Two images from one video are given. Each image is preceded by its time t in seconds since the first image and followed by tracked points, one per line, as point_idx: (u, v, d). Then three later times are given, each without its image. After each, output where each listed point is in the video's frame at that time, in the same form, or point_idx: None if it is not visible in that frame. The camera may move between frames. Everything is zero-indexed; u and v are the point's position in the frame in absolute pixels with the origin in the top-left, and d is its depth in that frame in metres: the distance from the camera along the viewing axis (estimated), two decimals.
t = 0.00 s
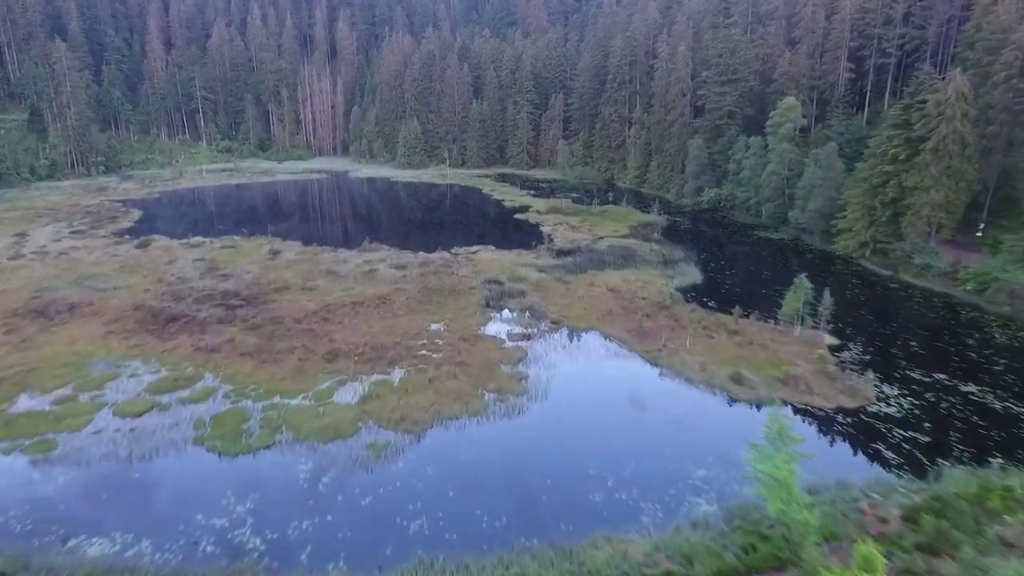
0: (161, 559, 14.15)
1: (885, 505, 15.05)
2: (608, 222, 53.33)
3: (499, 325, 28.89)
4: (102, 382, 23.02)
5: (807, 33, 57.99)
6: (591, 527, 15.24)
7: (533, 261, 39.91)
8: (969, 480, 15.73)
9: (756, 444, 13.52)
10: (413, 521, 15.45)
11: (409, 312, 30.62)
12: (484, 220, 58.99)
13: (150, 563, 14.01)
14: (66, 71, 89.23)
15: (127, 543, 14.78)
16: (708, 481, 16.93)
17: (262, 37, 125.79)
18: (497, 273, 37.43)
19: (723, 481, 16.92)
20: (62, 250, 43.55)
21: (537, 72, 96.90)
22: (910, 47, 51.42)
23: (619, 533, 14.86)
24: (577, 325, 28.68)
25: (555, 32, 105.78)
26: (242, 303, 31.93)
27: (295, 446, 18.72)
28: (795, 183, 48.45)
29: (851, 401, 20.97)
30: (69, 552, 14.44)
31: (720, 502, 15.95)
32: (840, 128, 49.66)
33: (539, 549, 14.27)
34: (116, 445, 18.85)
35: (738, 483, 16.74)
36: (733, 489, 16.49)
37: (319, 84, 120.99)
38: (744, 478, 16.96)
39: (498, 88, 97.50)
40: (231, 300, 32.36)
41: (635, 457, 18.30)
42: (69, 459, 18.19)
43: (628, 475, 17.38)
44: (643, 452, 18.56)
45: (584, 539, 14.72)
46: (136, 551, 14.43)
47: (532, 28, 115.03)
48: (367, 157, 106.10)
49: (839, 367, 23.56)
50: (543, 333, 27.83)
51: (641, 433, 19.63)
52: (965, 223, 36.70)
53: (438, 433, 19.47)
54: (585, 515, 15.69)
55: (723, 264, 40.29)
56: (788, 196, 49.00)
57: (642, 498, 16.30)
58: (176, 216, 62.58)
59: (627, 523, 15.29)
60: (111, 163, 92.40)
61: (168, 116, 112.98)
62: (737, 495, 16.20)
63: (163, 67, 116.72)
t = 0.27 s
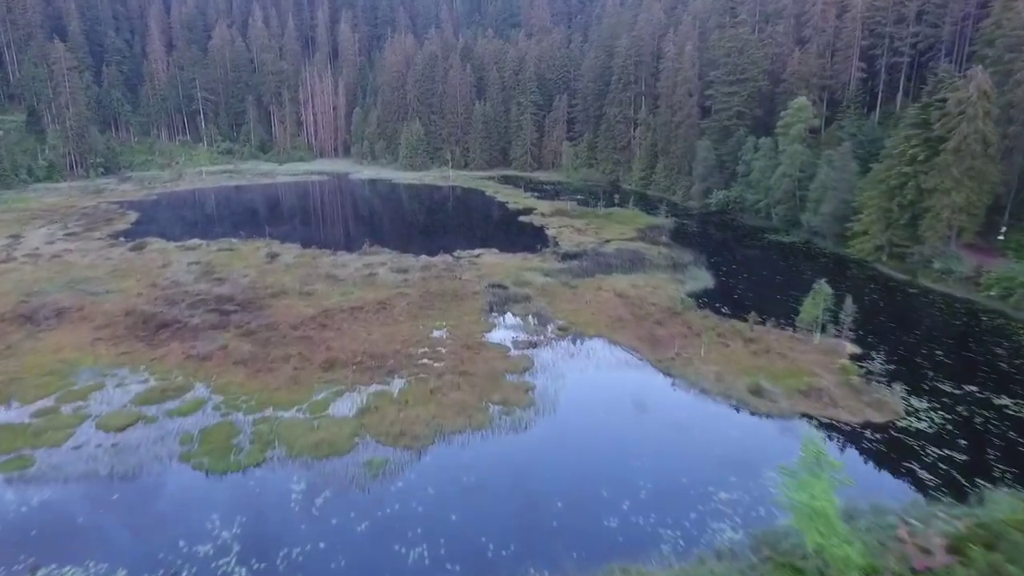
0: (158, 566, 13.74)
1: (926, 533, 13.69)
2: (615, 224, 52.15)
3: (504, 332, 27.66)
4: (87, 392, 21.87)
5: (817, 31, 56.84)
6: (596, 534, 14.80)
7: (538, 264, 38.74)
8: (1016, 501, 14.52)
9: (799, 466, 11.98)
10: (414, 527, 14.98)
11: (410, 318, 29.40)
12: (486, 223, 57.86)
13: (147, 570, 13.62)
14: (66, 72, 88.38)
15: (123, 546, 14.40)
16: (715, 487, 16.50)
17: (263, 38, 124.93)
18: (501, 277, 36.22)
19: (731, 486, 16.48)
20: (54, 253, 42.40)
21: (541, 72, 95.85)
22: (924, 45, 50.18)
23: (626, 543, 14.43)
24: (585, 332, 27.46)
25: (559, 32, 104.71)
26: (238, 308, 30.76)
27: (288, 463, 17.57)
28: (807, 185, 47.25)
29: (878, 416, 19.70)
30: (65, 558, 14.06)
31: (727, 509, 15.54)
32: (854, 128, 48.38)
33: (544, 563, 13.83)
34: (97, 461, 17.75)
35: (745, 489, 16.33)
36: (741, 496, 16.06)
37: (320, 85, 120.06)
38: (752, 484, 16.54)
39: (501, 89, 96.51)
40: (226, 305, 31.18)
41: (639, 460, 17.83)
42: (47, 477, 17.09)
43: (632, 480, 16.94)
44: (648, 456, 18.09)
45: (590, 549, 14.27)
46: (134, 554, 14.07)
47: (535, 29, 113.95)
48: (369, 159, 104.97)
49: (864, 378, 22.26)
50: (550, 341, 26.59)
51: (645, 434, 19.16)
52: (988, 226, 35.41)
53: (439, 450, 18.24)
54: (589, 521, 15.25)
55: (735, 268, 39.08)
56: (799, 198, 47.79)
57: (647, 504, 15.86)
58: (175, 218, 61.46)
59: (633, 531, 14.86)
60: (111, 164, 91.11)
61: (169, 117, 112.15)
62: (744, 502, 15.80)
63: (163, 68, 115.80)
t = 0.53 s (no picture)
0: (156, 568, 13.45)
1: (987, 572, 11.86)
2: (622, 227, 50.80)
3: (510, 341, 26.24)
4: (66, 406, 20.55)
5: (830, 30, 55.40)
6: (601, 539, 14.37)
7: (545, 269, 37.38)
8: None
9: (851, 499, 10.85)
10: (415, 533, 14.51)
11: (411, 325, 28.03)
12: (490, 226, 56.59)
13: (145, 571, 13.36)
14: (65, 73, 87.48)
15: (121, 547, 14.12)
16: (723, 491, 16.03)
17: (266, 40, 124.04)
18: (506, 282, 34.86)
19: (740, 491, 16.01)
20: (47, 257, 41.25)
21: (546, 73, 94.60)
22: (943, 43, 48.69)
23: (631, 550, 13.98)
24: (596, 340, 26.03)
25: (564, 33, 103.45)
26: (232, 315, 29.43)
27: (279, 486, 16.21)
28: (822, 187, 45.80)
29: (916, 435, 18.20)
30: (64, 559, 13.80)
31: (736, 515, 15.08)
32: (870, 128, 46.93)
33: (549, 569, 13.43)
34: (72, 483, 16.46)
35: (754, 494, 15.86)
36: (749, 501, 15.61)
37: (323, 87, 119.07)
38: (761, 489, 16.08)
39: (505, 90, 95.30)
40: (220, 311, 29.86)
41: (644, 463, 17.35)
42: (17, 501, 15.81)
43: (637, 483, 16.45)
44: (652, 459, 17.58)
45: (595, 555, 13.83)
46: (133, 555, 13.83)
47: (540, 30, 112.70)
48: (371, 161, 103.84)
49: (896, 392, 20.78)
50: (559, 350, 25.15)
51: (649, 437, 18.60)
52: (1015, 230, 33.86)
53: (442, 471, 16.89)
54: (592, 526, 14.80)
55: (749, 273, 37.64)
56: (813, 200, 46.35)
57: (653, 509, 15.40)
58: (173, 220, 60.31)
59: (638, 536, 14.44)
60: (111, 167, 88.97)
61: (171, 119, 111.31)
62: (753, 507, 15.36)
63: (165, 70, 114.94)
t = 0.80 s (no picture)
0: (156, 569, 13.18)
1: None
2: (629, 230, 49.42)
3: (516, 350, 24.80)
4: (41, 422, 19.15)
5: (841, 28, 54.08)
6: (602, 541, 14.04)
7: (550, 274, 36.02)
8: None
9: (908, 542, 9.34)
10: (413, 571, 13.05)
11: (411, 334, 26.58)
12: (492, 228, 55.24)
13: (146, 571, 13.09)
14: (62, 74, 86.35)
15: (121, 547, 13.83)
16: (728, 495, 15.67)
17: (266, 41, 122.97)
18: (510, 287, 33.44)
19: (746, 494, 15.65)
20: (35, 260, 39.90)
21: (549, 74, 93.37)
22: (958, 41, 47.34)
23: (634, 554, 13.64)
24: (606, 350, 24.58)
25: (567, 33, 102.25)
26: (223, 323, 28.04)
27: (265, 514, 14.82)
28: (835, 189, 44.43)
29: (958, 457, 16.78)
30: (64, 559, 13.55)
31: (742, 519, 14.75)
32: (884, 129, 45.56)
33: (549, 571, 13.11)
34: (40, 511, 15.06)
35: (761, 499, 15.49)
36: (756, 505, 15.24)
37: (323, 88, 117.94)
38: (768, 492, 15.72)
39: (508, 91, 94.09)
40: (211, 319, 28.43)
41: (645, 464, 17.00)
42: None
43: (640, 486, 16.09)
44: (656, 462, 17.12)
45: (597, 559, 13.48)
46: (134, 556, 13.53)
47: (543, 30, 111.49)
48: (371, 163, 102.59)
49: (932, 409, 19.34)
50: (568, 361, 23.68)
51: (652, 440, 18.14)
52: None
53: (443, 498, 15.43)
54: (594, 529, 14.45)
55: (763, 278, 36.21)
56: (826, 202, 45.00)
57: (658, 511, 15.06)
58: (169, 223, 58.97)
59: (642, 538, 14.10)
60: (108, 168, 88.36)
61: (169, 120, 110.18)
62: (760, 511, 15.02)
63: (164, 71, 113.80)
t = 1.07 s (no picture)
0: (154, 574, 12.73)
1: None
2: (634, 232, 48.25)
3: (521, 358, 23.63)
4: (15, 437, 17.93)
5: (852, 25, 52.91)
6: (602, 541, 13.77)
7: (555, 277, 34.87)
8: None
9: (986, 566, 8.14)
10: None
11: (411, 340, 25.44)
12: (494, 230, 54.11)
13: None
14: (59, 72, 85.25)
15: (117, 555, 13.27)
16: (727, 493, 15.44)
17: (265, 40, 121.98)
18: (513, 291, 32.30)
19: (746, 492, 15.44)
20: (24, 262, 38.74)
21: (551, 73, 92.28)
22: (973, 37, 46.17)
23: (635, 554, 13.38)
24: (616, 358, 23.41)
25: (569, 32, 101.19)
26: (215, 328, 26.86)
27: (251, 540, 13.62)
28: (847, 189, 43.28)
29: (1000, 478, 15.57)
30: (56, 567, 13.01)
31: (744, 517, 14.54)
32: (897, 128, 44.37)
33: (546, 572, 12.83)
34: (9, 537, 13.85)
35: (761, 496, 15.28)
36: (757, 503, 15.03)
37: (323, 88, 116.92)
38: (768, 489, 15.52)
39: (510, 91, 93.04)
40: (202, 324, 27.29)
41: (645, 463, 16.66)
42: None
43: (638, 483, 15.82)
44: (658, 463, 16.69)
45: (596, 559, 13.20)
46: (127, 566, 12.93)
47: (545, 29, 110.43)
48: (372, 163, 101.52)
49: (968, 423, 18.12)
50: (576, 370, 22.48)
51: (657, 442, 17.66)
52: None
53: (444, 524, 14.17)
54: (592, 527, 14.18)
55: (775, 280, 35.03)
56: (838, 203, 43.85)
57: (657, 510, 14.77)
58: (165, 224, 57.87)
59: (642, 539, 13.82)
60: (105, 169, 87.11)
61: (168, 120, 109.13)
62: (761, 508, 14.82)
63: (163, 71, 112.84)
